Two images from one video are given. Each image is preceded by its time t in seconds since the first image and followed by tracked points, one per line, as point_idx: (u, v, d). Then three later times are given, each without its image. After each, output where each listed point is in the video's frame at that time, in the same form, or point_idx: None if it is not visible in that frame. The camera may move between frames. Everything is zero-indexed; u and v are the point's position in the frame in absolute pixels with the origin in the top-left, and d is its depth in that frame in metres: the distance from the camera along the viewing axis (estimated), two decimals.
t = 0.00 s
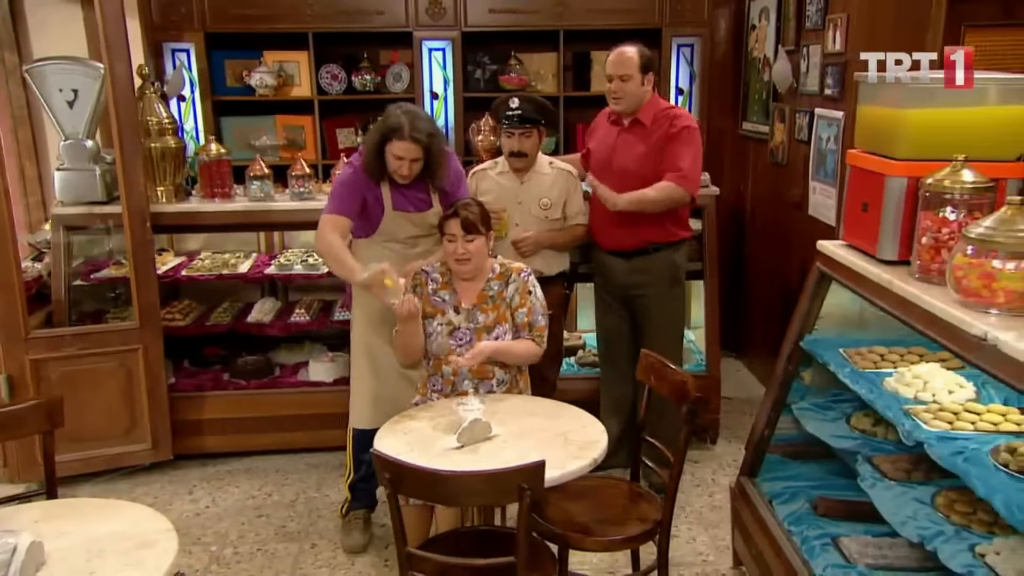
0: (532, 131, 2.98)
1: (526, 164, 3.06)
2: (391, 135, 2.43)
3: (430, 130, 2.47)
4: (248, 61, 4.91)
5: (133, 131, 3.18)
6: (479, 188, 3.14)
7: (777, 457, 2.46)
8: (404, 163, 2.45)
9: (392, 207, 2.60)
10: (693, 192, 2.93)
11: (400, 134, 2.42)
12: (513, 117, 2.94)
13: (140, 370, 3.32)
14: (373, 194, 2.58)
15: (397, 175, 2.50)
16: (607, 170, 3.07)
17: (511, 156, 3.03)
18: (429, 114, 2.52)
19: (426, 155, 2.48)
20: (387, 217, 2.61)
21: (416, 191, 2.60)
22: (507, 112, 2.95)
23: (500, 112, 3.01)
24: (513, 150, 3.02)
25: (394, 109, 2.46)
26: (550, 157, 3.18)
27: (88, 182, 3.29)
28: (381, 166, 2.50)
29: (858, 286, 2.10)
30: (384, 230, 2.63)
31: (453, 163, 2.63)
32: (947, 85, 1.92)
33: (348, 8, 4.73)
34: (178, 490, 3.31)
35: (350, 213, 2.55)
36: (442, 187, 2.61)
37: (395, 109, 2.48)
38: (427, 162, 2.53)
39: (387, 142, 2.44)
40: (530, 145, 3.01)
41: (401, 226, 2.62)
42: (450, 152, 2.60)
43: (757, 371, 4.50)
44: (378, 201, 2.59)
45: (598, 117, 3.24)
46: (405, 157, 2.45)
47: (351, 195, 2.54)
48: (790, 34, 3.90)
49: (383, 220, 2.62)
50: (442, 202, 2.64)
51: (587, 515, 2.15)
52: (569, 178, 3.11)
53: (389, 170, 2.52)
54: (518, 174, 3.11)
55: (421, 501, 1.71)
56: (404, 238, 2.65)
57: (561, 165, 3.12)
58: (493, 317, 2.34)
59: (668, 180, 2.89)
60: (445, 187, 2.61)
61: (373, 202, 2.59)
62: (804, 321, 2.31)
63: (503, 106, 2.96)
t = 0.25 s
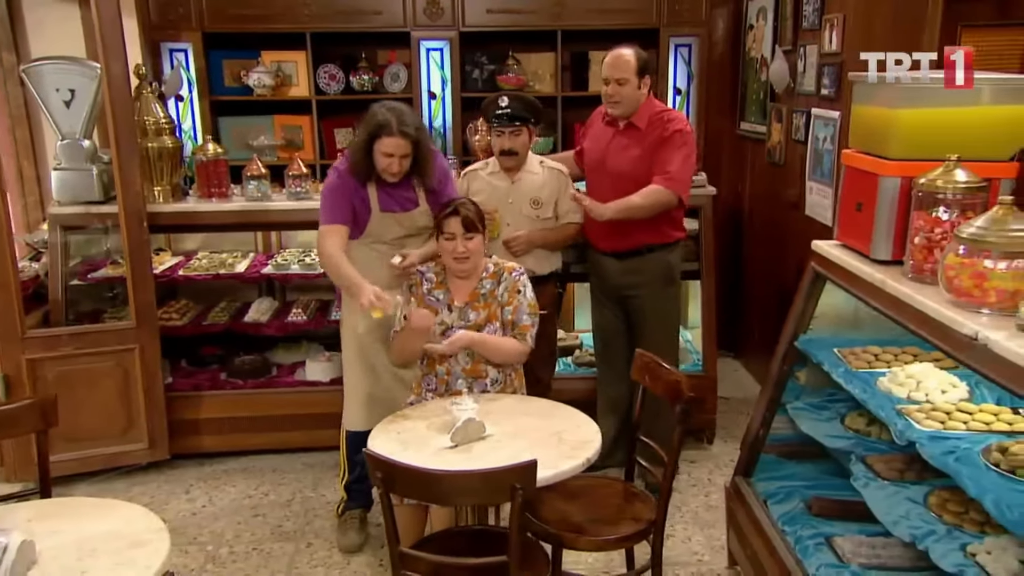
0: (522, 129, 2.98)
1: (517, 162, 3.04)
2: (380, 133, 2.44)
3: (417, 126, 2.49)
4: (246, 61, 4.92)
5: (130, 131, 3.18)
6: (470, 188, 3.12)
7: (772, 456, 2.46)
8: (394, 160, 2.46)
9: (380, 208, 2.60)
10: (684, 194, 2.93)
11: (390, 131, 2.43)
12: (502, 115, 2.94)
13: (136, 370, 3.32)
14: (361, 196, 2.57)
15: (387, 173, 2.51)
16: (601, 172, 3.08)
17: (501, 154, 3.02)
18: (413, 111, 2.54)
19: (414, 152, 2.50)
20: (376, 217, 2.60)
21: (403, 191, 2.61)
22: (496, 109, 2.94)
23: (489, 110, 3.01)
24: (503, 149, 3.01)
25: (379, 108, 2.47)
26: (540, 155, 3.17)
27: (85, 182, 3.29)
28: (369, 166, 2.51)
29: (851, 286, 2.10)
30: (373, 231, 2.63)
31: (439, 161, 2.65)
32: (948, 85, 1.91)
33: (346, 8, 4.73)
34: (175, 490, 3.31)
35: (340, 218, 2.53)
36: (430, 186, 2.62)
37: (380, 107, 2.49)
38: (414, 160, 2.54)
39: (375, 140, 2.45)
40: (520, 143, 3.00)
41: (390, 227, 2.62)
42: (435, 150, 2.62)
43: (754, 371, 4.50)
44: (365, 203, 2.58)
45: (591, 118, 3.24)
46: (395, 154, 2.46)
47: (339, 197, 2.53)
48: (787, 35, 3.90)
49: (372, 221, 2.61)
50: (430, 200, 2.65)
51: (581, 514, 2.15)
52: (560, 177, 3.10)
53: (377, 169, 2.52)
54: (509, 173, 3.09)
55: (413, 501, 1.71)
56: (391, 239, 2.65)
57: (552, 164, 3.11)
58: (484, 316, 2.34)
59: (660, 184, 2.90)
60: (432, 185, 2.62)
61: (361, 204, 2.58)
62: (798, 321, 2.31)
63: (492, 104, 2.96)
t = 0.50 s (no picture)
0: (515, 129, 2.98)
1: (510, 162, 3.04)
2: (361, 122, 2.46)
3: (394, 115, 2.53)
4: (245, 61, 4.92)
5: (128, 131, 3.18)
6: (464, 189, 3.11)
7: (770, 456, 2.46)
8: (377, 148, 2.48)
9: (357, 203, 2.60)
10: (678, 197, 2.93)
11: (371, 119, 2.46)
12: (495, 114, 2.94)
13: (134, 369, 3.33)
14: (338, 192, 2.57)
15: (367, 164, 2.52)
16: (597, 173, 3.08)
17: (495, 154, 3.02)
18: (386, 103, 2.59)
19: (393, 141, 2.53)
20: (354, 213, 2.61)
21: (380, 185, 2.63)
22: (490, 109, 2.94)
23: (481, 110, 3.01)
24: (496, 149, 3.01)
25: (355, 99, 2.49)
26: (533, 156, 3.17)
27: (83, 182, 3.29)
28: (349, 160, 2.52)
29: (847, 286, 2.10)
30: (348, 228, 2.63)
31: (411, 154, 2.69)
32: (947, 85, 1.92)
33: (345, 8, 4.73)
34: (173, 489, 3.32)
35: (318, 215, 2.53)
36: (405, 179, 2.66)
37: (356, 99, 2.51)
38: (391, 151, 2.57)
39: (355, 131, 2.46)
40: (514, 143, 3.00)
41: (367, 222, 2.63)
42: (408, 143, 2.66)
43: (753, 371, 4.50)
44: (341, 199, 2.58)
45: (589, 118, 3.24)
46: (376, 143, 2.48)
47: (317, 195, 2.53)
48: (785, 35, 3.90)
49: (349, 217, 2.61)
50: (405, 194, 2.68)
51: (576, 514, 2.15)
52: (554, 177, 3.11)
53: (355, 163, 2.54)
54: (502, 173, 3.09)
55: (407, 500, 1.72)
56: (368, 237, 2.66)
57: (545, 165, 3.12)
58: (477, 315, 2.34)
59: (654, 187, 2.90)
60: (406, 180, 2.66)
61: (338, 199, 2.58)
62: (794, 321, 2.32)
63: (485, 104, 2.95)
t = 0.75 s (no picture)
0: (516, 124, 2.98)
1: (511, 159, 3.03)
2: (342, 104, 2.49)
3: (374, 96, 2.57)
4: (244, 61, 4.92)
5: (125, 131, 3.19)
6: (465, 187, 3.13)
7: (766, 457, 2.46)
8: (360, 129, 2.51)
9: (341, 190, 2.62)
10: (673, 196, 2.93)
11: (352, 99, 2.49)
12: (497, 109, 2.94)
13: (132, 369, 3.33)
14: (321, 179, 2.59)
15: (351, 148, 2.54)
16: (593, 173, 3.09)
17: (496, 151, 3.02)
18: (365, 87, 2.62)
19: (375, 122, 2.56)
20: (339, 199, 2.62)
21: (363, 171, 2.65)
22: (493, 104, 2.95)
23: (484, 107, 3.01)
24: (496, 145, 3.01)
25: (335, 83, 2.53)
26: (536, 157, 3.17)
27: (81, 182, 3.30)
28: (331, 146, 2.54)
29: (842, 287, 2.10)
30: (335, 217, 2.63)
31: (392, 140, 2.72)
32: (949, 84, 1.90)
33: (343, 9, 4.73)
34: (170, 489, 3.32)
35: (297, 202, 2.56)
36: (385, 164, 2.70)
37: (335, 83, 2.55)
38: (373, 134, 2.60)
39: (337, 113, 2.49)
40: (515, 139, 3.00)
41: (353, 209, 2.64)
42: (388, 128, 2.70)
43: (751, 371, 4.50)
44: (324, 187, 2.59)
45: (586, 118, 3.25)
46: (360, 124, 2.51)
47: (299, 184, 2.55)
48: (783, 35, 3.90)
49: (334, 205, 2.62)
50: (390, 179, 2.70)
51: (571, 514, 2.15)
52: (554, 177, 3.11)
53: (337, 149, 2.56)
54: (503, 171, 3.09)
55: (400, 500, 1.72)
56: (359, 227, 2.67)
57: (547, 165, 3.11)
58: (472, 315, 2.34)
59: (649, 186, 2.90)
60: (387, 164, 2.70)
61: (322, 187, 2.59)
62: (790, 321, 2.32)
63: (488, 100, 2.96)
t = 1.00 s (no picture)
0: (526, 125, 2.97)
1: (519, 159, 3.03)
2: (339, 104, 2.50)
3: (371, 95, 2.57)
4: (247, 61, 4.93)
5: (128, 131, 3.20)
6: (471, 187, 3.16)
7: (766, 458, 2.46)
8: (358, 128, 2.51)
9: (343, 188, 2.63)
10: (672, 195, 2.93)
11: (349, 99, 2.50)
12: (506, 109, 2.94)
13: (134, 369, 3.34)
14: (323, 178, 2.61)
15: (350, 147, 2.56)
16: (594, 172, 3.10)
17: (505, 150, 3.02)
18: (364, 85, 2.63)
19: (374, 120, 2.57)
20: (341, 197, 2.63)
21: (365, 168, 2.66)
22: (503, 104, 2.95)
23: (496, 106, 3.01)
24: (504, 145, 3.01)
25: (332, 83, 2.54)
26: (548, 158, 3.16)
27: (84, 182, 3.32)
28: (330, 143, 2.56)
29: (840, 288, 2.10)
30: (338, 214, 2.65)
31: (394, 137, 2.73)
32: (949, 85, 1.90)
33: (346, 9, 4.74)
34: (172, 489, 3.33)
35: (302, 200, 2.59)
36: (388, 160, 2.70)
37: (332, 83, 2.56)
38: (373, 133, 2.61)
39: (334, 112, 2.51)
40: (524, 140, 3.00)
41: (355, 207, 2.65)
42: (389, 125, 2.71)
43: (753, 372, 4.50)
44: (326, 185, 2.62)
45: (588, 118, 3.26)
46: (358, 124, 2.52)
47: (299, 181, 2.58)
48: (785, 35, 3.90)
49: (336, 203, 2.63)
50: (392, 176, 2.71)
51: (570, 514, 2.15)
52: (562, 179, 3.10)
53: (336, 148, 2.58)
54: (512, 171, 3.09)
55: (398, 499, 1.72)
56: (365, 224, 2.69)
57: (557, 167, 3.10)
58: (472, 316, 2.35)
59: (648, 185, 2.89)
60: (390, 161, 2.70)
61: (324, 185, 2.61)
62: (790, 321, 2.31)
63: (499, 99, 2.95)
